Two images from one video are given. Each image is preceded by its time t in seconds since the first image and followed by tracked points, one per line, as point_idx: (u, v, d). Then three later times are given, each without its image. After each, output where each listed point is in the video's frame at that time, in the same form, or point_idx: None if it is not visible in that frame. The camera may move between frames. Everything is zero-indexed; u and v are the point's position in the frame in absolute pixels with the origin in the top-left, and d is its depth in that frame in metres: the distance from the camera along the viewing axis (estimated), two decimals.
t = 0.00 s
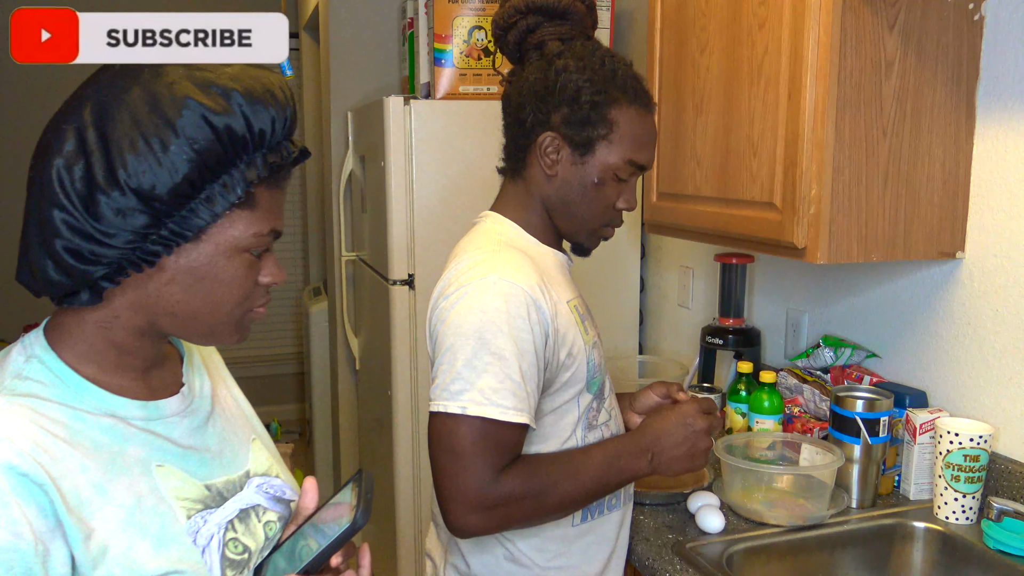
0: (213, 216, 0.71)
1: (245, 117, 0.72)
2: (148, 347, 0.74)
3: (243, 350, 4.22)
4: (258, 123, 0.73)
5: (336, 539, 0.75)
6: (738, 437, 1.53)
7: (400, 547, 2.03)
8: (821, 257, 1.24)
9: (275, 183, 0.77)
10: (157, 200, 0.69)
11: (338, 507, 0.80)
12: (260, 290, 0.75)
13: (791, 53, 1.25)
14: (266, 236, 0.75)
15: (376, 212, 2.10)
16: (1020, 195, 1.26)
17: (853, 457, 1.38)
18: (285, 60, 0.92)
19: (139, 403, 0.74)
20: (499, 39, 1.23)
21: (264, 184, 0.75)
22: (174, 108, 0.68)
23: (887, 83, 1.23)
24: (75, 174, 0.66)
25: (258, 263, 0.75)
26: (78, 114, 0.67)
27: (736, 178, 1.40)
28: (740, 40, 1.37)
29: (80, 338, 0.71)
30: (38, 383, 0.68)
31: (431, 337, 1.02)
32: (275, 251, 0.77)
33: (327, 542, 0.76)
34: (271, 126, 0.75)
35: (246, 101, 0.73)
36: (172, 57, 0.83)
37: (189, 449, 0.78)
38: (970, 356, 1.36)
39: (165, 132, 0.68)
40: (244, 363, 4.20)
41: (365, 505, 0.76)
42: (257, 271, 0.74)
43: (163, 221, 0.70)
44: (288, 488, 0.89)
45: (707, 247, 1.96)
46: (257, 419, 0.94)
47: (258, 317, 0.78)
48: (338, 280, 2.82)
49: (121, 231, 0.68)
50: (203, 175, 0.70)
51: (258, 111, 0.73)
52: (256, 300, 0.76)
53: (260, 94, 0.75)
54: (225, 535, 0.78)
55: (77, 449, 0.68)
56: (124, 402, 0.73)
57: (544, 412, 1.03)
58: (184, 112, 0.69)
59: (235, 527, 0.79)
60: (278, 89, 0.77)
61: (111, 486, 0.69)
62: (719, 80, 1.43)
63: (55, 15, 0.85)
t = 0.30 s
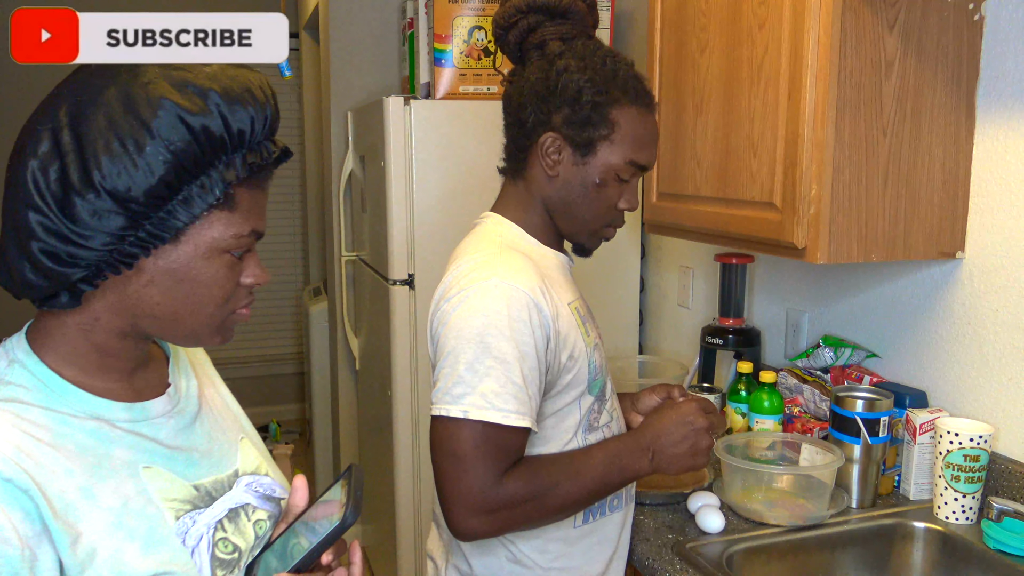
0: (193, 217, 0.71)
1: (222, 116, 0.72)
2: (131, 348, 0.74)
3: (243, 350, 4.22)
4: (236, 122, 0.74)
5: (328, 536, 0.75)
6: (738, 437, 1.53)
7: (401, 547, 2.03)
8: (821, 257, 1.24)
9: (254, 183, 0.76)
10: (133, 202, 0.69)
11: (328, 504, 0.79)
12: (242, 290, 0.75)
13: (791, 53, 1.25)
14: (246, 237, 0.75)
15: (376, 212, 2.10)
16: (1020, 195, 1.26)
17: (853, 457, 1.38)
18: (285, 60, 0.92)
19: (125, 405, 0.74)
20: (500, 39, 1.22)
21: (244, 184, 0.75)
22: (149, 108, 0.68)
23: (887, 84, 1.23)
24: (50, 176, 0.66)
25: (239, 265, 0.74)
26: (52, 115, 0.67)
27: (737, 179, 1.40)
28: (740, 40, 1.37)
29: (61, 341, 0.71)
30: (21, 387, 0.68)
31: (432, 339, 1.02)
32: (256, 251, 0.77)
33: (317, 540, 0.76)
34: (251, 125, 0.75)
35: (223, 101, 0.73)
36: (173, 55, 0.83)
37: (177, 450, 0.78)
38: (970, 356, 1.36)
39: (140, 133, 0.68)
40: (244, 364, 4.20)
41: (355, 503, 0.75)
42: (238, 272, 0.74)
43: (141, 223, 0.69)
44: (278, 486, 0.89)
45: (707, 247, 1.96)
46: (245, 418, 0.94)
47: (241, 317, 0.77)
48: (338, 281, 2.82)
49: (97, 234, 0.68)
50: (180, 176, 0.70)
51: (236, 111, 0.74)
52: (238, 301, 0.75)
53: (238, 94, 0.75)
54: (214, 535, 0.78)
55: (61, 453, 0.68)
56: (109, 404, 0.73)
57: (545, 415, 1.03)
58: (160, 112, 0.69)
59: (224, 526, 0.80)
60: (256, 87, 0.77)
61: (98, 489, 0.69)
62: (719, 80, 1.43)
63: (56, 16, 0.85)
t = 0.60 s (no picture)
0: (181, 217, 0.71)
1: (209, 114, 0.72)
2: (124, 349, 0.74)
3: (243, 350, 4.22)
4: (223, 120, 0.74)
5: (321, 536, 0.76)
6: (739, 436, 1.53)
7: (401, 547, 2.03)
8: (821, 257, 1.24)
9: (244, 181, 0.76)
10: (120, 201, 0.69)
11: (324, 505, 0.79)
12: (234, 289, 0.75)
13: (791, 53, 1.25)
14: (236, 236, 0.75)
15: (376, 212, 2.10)
16: (1020, 195, 1.26)
17: (853, 456, 1.38)
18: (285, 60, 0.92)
19: (117, 406, 0.74)
20: (501, 44, 1.26)
21: (232, 182, 0.75)
22: (135, 107, 0.68)
23: (887, 83, 1.23)
24: (35, 176, 0.67)
25: (229, 263, 0.74)
26: (37, 115, 0.67)
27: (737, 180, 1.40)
28: (740, 40, 1.37)
29: (53, 342, 0.71)
30: (13, 389, 0.68)
31: (434, 339, 1.02)
32: (248, 250, 0.77)
33: (312, 540, 0.76)
34: (238, 122, 0.75)
35: (210, 98, 0.73)
36: (171, 56, 0.83)
37: (170, 451, 0.78)
38: (970, 356, 1.36)
39: (126, 132, 0.68)
40: (244, 364, 4.21)
41: (350, 504, 0.76)
42: (230, 271, 0.74)
43: (128, 222, 0.69)
44: (272, 487, 0.89)
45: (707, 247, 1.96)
46: (240, 419, 0.94)
47: (233, 317, 0.77)
48: (337, 281, 2.82)
49: (85, 234, 0.68)
50: (166, 175, 0.70)
51: (223, 109, 0.74)
52: (230, 300, 0.75)
53: (225, 91, 0.75)
54: (208, 537, 0.78)
55: (54, 454, 0.68)
56: (102, 405, 0.73)
57: (547, 416, 1.03)
58: (146, 111, 0.69)
59: (218, 527, 0.80)
60: (243, 84, 0.77)
61: (90, 490, 0.69)
62: (719, 80, 1.43)
63: (55, 16, 0.85)
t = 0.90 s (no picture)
0: (177, 218, 0.71)
1: (205, 114, 0.73)
2: (122, 351, 0.74)
3: (243, 350, 4.22)
4: (220, 120, 0.74)
5: (317, 540, 0.75)
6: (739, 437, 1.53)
7: (401, 546, 2.03)
8: (821, 257, 1.24)
9: (242, 182, 0.76)
10: (116, 203, 0.69)
11: (321, 506, 0.79)
12: (231, 290, 0.75)
13: (791, 53, 1.25)
14: (233, 237, 0.75)
15: (376, 212, 2.10)
16: (1020, 195, 1.26)
17: (853, 457, 1.38)
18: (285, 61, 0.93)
19: (113, 407, 0.74)
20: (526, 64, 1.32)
21: (229, 183, 0.75)
22: (130, 108, 0.68)
23: (887, 83, 1.23)
24: (31, 178, 0.67)
25: (226, 264, 0.74)
26: (33, 116, 0.67)
27: (736, 179, 1.40)
28: (740, 39, 1.37)
29: (51, 344, 0.71)
30: (10, 390, 0.68)
31: (429, 338, 1.02)
32: (245, 250, 0.77)
33: (307, 543, 0.76)
34: (235, 123, 0.75)
35: (206, 99, 0.73)
36: (171, 54, 0.82)
37: (167, 452, 0.78)
38: (970, 356, 1.36)
39: (121, 133, 0.68)
40: (244, 363, 4.21)
41: (346, 506, 0.76)
42: (227, 272, 0.74)
43: (125, 224, 0.69)
44: (270, 489, 0.89)
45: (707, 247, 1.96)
46: (238, 419, 0.94)
47: (231, 317, 0.77)
48: (337, 280, 2.82)
49: (81, 235, 0.68)
50: (162, 176, 0.70)
51: (219, 109, 0.74)
52: (227, 301, 0.75)
53: (221, 91, 0.75)
54: (205, 538, 0.78)
55: (50, 456, 0.68)
56: (98, 406, 0.73)
57: (539, 416, 1.02)
58: (141, 112, 0.69)
59: (214, 528, 0.80)
60: (241, 84, 0.78)
61: (87, 492, 0.69)
62: (719, 80, 1.43)
63: (56, 16, 0.85)
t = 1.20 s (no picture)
0: (173, 218, 0.71)
1: (200, 114, 0.72)
2: (120, 351, 0.74)
3: (243, 349, 4.22)
4: (215, 120, 0.74)
5: (316, 538, 0.75)
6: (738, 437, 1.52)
7: (401, 546, 2.03)
8: (821, 257, 1.24)
9: (238, 181, 0.76)
10: (111, 203, 0.69)
11: (319, 505, 0.79)
12: (228, 290, 0.75)
13: (791, 53, 1.25)
14: (230, 236, 0.75)
15: (376, 212, 2.10)
16: (1020, 196, 1.26)
17: (853, 457, 1.38)
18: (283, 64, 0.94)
19: (111, 407, 0.74)
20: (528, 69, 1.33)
21: (225, 183, 0.75)
22: (125, 108, 0.68)
23: (887, 83, 1.23)
24: (27, 178, 0.67)
25: (223, 264, 0.74)
26: (28, 116, 0.67)
27: (735, 178, 1.40)
28: (740, 39, 1.37)
29: (49, 344, 0.71)
30: (7, 390, 0.68)
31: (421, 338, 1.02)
32: (242, 250, 0.77)
33: (306, 541, 0.76)
34: (231, 123, 0.75)
35: (201, 98, 0.73)
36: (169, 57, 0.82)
37: (165, 451, 0.78)
38: (970, 356, 1.36)
39: (116, 133, 0.68)
40: (244, 363, 4.21)
41: (345, 504, 0.76)
42: (223, 272, 0.74)
43: (121, 224, 0.69)
44: (268, 488, 0.89)
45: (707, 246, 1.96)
46: (236, 419, 0.94)
47: (228, 317, 0.78)
48: (337, 280, 2.82)
49: (76, 235, 0.68)
50: (158, 176, 0.70)
51: (215, 109, 0.74)
52: (224, 301, 0.75)
53: (217, 91, 0.75)
54: (203, 538, 0.78)
55: (48, 456, 0.68)
56: (96, 406, 0.73)
57: (530, 417, 1.02)
58: (136, 113, 0.69)
59: (213, 528, 0.80)
60: (237, 84, 0.77)
61: (84, 492, 0.69)
62: (719, 80, 1.43)
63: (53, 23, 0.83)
